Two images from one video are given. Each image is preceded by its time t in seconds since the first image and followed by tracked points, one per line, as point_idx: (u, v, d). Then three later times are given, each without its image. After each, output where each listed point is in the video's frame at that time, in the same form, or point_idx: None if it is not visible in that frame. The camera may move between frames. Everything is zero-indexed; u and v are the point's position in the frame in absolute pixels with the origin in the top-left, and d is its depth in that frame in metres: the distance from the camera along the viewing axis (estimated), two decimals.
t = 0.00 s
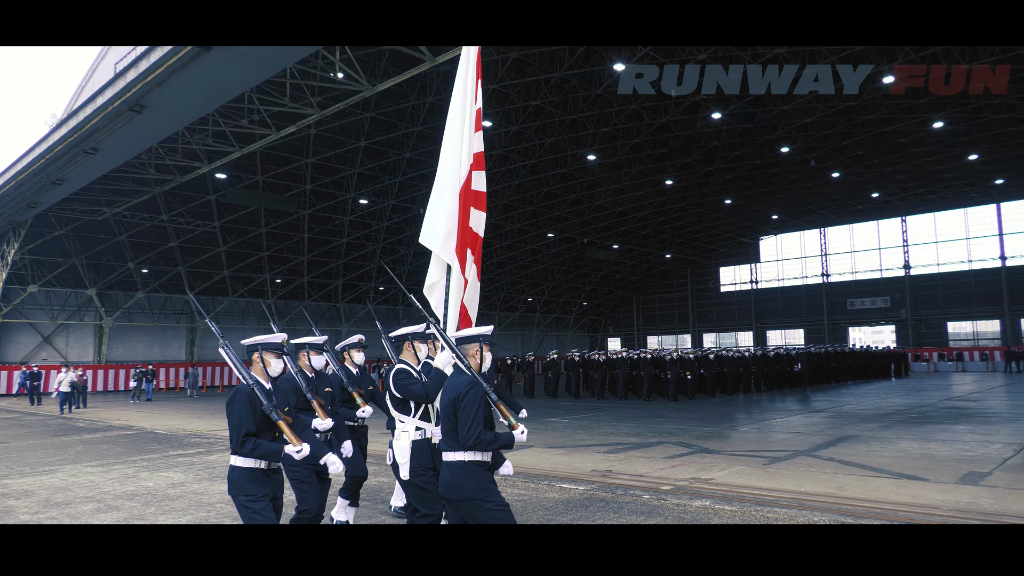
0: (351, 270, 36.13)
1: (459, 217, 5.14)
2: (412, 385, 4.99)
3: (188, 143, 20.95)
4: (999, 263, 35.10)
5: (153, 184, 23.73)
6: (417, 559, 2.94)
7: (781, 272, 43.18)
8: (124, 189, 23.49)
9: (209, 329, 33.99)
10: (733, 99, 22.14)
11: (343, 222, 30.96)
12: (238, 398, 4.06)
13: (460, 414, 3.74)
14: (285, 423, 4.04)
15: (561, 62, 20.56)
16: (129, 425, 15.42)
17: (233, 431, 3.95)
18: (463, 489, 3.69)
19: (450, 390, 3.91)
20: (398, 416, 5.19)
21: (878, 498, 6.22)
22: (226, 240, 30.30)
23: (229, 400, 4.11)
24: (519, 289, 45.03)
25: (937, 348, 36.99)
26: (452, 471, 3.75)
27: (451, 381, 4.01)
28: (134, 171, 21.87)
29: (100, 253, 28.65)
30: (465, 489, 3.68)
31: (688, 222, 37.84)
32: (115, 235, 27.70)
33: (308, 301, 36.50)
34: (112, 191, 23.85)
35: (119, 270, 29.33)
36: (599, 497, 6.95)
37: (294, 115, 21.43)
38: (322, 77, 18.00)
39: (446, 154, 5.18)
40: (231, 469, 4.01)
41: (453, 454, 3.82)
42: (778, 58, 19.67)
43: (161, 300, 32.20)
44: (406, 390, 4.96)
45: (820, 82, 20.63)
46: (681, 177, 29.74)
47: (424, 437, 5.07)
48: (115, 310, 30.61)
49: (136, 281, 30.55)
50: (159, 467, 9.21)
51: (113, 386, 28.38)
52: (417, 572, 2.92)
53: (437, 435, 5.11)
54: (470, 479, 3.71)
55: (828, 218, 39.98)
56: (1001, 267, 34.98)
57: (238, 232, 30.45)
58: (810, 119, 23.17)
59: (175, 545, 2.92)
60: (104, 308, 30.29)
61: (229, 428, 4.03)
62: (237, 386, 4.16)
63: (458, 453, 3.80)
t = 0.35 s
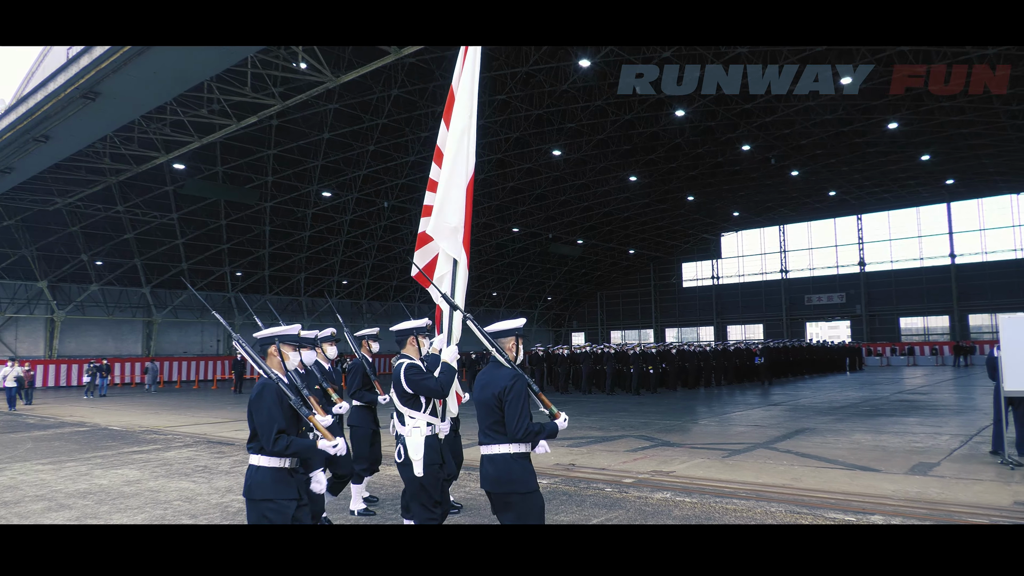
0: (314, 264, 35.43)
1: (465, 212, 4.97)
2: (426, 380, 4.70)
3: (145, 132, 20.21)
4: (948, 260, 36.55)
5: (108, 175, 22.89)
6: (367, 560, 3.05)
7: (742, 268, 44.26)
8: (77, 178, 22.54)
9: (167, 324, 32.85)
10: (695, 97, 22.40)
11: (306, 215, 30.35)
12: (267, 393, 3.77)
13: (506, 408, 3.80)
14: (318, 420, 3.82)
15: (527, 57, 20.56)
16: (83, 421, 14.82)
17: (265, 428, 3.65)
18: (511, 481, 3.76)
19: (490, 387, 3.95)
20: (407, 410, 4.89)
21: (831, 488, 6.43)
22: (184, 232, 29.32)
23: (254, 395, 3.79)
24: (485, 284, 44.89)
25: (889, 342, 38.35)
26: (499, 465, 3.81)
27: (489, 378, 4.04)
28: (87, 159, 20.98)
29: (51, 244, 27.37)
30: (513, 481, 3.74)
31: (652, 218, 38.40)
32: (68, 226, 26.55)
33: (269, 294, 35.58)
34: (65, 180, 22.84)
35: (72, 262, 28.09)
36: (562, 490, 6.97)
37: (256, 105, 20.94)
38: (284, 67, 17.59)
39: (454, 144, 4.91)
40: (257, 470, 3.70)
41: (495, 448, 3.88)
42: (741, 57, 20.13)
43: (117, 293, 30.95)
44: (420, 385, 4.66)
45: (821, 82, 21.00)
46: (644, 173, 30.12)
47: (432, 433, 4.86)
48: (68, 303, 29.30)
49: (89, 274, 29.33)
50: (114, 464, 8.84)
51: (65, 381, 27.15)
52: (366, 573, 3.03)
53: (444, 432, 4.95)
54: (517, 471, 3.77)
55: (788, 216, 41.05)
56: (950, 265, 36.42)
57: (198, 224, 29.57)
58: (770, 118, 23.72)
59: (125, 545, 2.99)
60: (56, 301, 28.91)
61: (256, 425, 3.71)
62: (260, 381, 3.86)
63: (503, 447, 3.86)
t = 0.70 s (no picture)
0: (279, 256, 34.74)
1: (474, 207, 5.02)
2: (444, 371, 4.50)
3: (104, 119, 19.54)
4: (906, 256, 37.73)
5: (64, 163, 22.04)
6: (337, 559, 3.01)
7: (708, 262, 45.04)
8: (31, 166, 21.66)
9: (128, 317, 31.82)
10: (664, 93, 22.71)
11: (272, 206, 29.70)
12: (316, 389, 3.80)
13: (543, 395, 3.93)
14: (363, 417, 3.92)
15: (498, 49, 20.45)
16: (37, 417, 14.26)
17: (316, 424, 3.70)
18: (546, 467, 3.86)
19: (525, 376, 4.07)
20: (422, 403, 4.60)
21: (794, 478, 6.60)
22: (145, 223, 28.46)
23: (300, 390, 3.81)
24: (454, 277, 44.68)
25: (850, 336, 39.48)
26: (533, 452, 3.90)
27: (521, 368, 4.16)
28: (42, 147, 20.11)
29: (3, 234, 26.14)
30: (549, 467, 3.85)
31: (621, 211, 38.71)
32: (22, 216, 25.43)
33: (234, 287, 34.74)
34: (18, 167, 21.85)
35: (26, 253, 26.91)
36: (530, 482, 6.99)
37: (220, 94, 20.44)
38: (248, 55, 17.19)
39: (459, 144, 4.99)
40: (304, 465, 3.74)
41: (528, 436, 3.98)
42: (708, 54, 20.55)
43: (75, 285, 29.80)
44: (438, 377, 4.46)
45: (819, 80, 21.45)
46: (613, 168, 30.37)
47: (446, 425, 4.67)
48: (21, 295, 28.07)
49: (45, 265, 28.14)
50: (71, 460, 8.52)
51: (18, 375, 26.06)
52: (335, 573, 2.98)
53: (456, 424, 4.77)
54: (551, 459, 3.88)
55: (753, 212, 41.95)
56: (908, 260, 37.59)
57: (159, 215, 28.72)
58: (736, 114, 24.13)
59: (78, 545, 2.88)
60: (10, 293, 27.75)
61: (305, 420, 3.74)
62: (306, 375, 3.88)
63: (536, 434, 3.97)
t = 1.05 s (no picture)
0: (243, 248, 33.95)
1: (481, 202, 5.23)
2: (458, 359, 4.51)
3: (60, 104, 18.70)
4: (866, 251, 38.83)
5: (18, 149, 21.07)
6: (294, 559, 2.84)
7: (675, 256, 45.69)
8: None
9: (86, 309, 30.67)
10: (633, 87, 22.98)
11: (237, 197, 28.93)
12: (367, 375, 3.69)
13: (567, 383, 3.91)
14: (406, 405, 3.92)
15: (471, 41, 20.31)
16: None
17: (364, 409, 3.59)
18: (566, 453, 3.86)
19: (548, 364, 4.05)
20: (434, 390, 4.62)
21: (757, 468, 6.74)
22: (104, 212, 27.51)
23: (350, 376, 3.67)
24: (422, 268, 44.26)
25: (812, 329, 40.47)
26: (553, 438, 3.90)
27: (543, 355, 4.14)
28: None
29: None
30: (569, 453, 3.86)
31: (589, 204, 38.93)
32: None
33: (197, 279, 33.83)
34: None
35: None
36: (497, 475, 6.99)
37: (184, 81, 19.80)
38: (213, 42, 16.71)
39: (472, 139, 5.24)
40: (351, 455, 3.61)
41: (548, 422, 3.98)
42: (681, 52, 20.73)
43: (30, 277, 28.51)
44: (453, 365, 4.46)
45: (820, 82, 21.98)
46: (582, 161, 30.53)
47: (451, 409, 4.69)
48: None
49: None
50: (24, 456, 8.18)
51: None
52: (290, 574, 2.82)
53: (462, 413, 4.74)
54: (572, 445, 3.89)
55: (719, 206, 42.68)
56: (868, 255, 38.70)
57: (118, 205, 27.70)
58: (702, 109, 24.32)
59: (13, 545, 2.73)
60: None
61: (352, 405, 3.62)
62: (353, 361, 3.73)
63: (557, 421, 3.96)
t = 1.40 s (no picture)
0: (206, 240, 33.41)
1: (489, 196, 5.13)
2: (476, 351, 4.76)
3: (10, 88, 18.11)
4: (840, 245, 39.42)
5: None
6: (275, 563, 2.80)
7: (651, 249, 45.93)
8: None
9: (39, 302, 29.71)
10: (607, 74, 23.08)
11: (199, 186, 28.33)
12: (420, 365, 3.84)
13: (595, 372, 4.12)
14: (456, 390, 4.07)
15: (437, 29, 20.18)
16: None
17: (417, 398, 3.74)
18: (589, 439, 4.05)
19: (574, 353, 4.24)
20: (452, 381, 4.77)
21: (730, 463, 6.78)
22: (59, 201, 26.74)
23: (404, 365, 3.80)
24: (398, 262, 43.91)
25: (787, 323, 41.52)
26: (577, 425, 4.09)
27: (567, 345, 4.31)
28: None
29: None
30: (592, 439, 4.05)
31: (565, 196, 38.95)
32: None
33: (157, 271, 33.24)
34: None
35: None
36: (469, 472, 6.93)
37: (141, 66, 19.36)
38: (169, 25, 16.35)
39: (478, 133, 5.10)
40: (402, 442, 3.76)
41: (572, 410, 4.15)
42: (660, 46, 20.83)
43: None
44: (472, 356, 4.70)
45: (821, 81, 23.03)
46: (557, 153, 30.60)
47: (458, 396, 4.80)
48: None
49: None
50: None
51: None
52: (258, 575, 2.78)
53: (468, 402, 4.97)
54: (594, 432, 4.08)
55: (695, 199, 42.98)
56: (841, 249, 39.31)
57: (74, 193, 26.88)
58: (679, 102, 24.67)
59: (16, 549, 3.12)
60: None
61: (406, 394, 3.76)
62: (404, 351, 3.86)
63: (581, 408, 4.14)
